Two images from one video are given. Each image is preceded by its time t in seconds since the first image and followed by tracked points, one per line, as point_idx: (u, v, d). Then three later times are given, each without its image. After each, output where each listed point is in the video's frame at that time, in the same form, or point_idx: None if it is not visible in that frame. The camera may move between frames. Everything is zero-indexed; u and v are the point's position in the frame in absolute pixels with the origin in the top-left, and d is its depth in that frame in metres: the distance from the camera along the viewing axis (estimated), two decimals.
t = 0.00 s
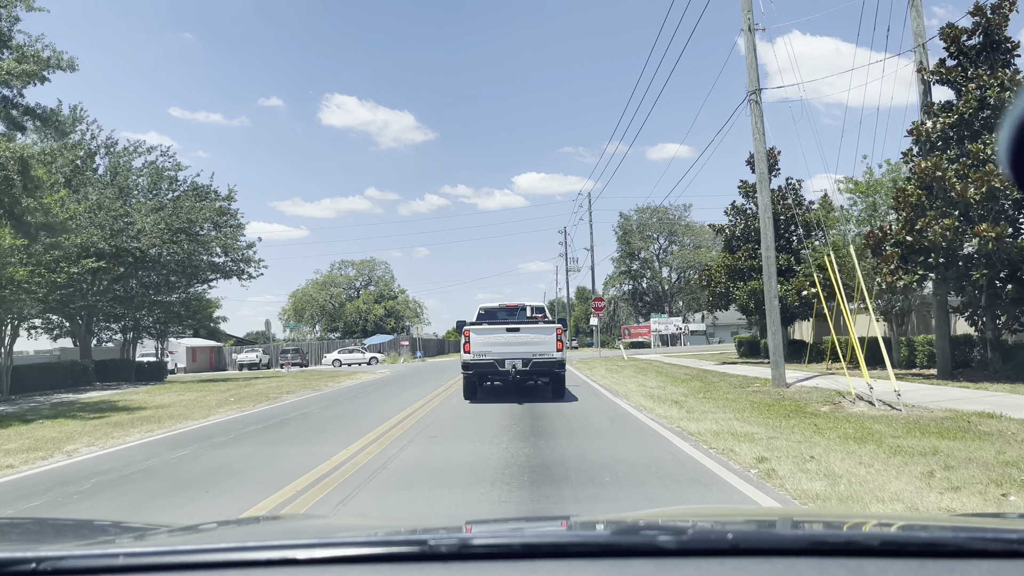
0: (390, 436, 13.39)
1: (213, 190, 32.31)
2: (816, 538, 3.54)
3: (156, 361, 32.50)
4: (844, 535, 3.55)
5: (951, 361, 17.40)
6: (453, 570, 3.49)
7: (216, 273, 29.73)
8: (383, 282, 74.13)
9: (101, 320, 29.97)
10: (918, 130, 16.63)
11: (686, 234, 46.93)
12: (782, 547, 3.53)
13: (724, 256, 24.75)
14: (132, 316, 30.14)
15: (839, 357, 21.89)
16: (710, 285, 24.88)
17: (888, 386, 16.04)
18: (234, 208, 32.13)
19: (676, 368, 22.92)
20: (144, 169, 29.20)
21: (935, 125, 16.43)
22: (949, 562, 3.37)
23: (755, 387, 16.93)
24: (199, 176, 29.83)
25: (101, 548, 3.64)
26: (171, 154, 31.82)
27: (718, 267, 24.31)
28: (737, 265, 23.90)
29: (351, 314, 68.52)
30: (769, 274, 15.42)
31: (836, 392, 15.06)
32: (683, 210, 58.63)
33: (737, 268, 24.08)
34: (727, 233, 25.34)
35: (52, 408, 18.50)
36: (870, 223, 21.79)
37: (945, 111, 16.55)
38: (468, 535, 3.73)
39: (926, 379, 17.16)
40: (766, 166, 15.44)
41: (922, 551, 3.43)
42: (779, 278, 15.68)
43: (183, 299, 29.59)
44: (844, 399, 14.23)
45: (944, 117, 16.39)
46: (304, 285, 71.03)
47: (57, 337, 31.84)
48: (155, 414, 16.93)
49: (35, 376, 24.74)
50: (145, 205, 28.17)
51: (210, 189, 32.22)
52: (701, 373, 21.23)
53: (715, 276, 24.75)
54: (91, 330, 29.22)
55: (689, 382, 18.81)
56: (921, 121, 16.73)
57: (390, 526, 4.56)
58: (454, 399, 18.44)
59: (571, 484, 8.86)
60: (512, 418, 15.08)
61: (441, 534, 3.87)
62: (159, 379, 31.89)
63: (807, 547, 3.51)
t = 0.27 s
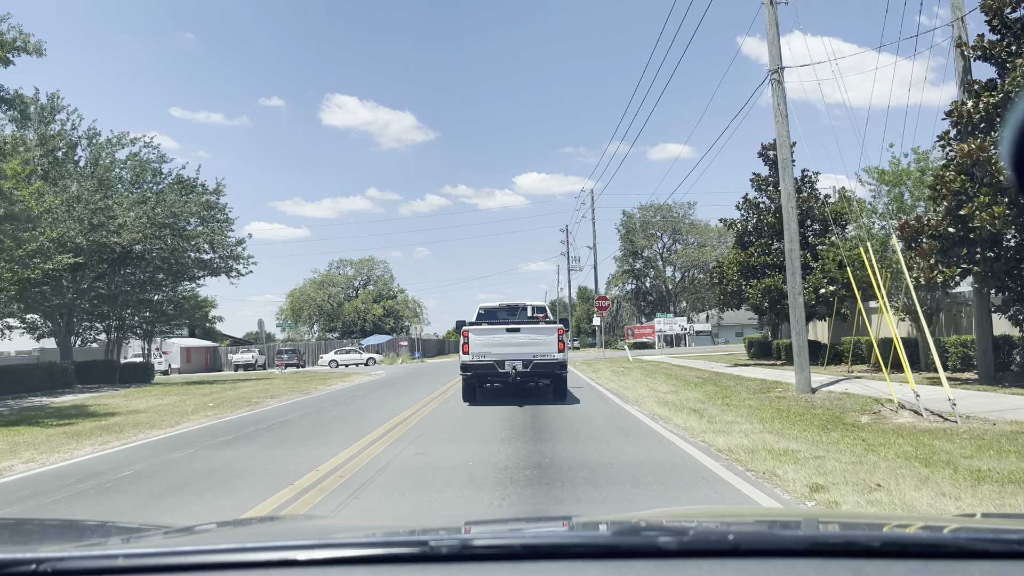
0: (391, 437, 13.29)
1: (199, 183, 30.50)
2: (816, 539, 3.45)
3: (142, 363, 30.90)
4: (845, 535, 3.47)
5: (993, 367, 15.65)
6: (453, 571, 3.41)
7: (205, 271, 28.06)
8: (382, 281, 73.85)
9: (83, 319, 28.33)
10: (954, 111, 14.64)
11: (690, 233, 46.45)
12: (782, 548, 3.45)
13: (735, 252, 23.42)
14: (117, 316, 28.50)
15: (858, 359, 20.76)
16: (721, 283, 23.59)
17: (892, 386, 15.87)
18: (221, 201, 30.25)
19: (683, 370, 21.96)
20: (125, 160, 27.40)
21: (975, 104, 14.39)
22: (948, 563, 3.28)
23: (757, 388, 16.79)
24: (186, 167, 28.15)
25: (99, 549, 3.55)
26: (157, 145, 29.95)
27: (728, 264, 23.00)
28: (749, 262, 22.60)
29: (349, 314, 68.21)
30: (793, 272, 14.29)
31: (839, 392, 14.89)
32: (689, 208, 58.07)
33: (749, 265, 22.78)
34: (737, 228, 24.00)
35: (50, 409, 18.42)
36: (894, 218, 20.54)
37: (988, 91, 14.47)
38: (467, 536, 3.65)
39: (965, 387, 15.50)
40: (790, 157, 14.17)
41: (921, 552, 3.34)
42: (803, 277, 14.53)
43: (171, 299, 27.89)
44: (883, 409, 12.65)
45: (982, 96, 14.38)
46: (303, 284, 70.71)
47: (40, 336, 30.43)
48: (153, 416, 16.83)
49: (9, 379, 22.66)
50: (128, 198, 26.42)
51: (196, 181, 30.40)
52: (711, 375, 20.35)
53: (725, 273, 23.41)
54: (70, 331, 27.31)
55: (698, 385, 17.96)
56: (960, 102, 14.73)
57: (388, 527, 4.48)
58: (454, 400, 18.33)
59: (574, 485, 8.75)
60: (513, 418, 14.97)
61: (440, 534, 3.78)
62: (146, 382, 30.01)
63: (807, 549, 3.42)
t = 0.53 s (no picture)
0: (393, 436, 13.46)
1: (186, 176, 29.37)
2: (815, 537, 3.63)
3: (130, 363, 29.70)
4: (845, 534, 3.65)
5: None
6: (454, 570, 3.58)
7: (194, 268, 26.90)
8: (381, 280, 73.88)
9: (67, 319, 27.15)
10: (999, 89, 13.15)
11: (694, 231, 46.20)
12: (781, 547, 3.63)
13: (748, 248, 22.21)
14: (101, 316, 27.21)
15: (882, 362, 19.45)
16: (732, 281, 22.35)
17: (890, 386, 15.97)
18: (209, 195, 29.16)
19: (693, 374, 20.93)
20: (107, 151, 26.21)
21: None
22: (949, 562, 3.46)
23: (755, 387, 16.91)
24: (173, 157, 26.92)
25: (99, 548, 3.73)
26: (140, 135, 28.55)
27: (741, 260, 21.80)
28: (764, 259, 21.29)
29: (347, 313, 68.14)
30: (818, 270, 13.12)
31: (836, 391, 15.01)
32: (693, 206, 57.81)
33: (762, 263, 21.55)
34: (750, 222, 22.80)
35: (53, 408, 18.59)
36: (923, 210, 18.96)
37: None
38: (470, 535, 3.83)
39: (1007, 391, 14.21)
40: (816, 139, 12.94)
41: (922, 550, 3.52)
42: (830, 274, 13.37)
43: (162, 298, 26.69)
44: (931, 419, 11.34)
45: None
46: (301, 283, 70.61)
47: (22, 335, 29.22)
48: (157, 415, 17.01)
49: None
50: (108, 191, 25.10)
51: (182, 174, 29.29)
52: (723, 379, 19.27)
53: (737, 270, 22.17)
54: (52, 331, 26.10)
55: (710, 389, 16.91)
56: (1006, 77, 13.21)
57: (391, 525, 4.66)
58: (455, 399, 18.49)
59: (573, 484, 8.90)
60: (513, 417, 15.12)
61: (443, 533, 3.96)
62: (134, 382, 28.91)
63: (807, 546, 3.61)
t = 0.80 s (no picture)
0: (394, 436, 13.49)
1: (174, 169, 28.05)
2: (814, 538, 3.66)
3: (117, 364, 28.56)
4: (844, 534, 3.68)
5: None
6: (454, 570, 3.61)
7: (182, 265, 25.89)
8: (381, 280, 73.87)
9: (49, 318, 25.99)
10: None
11: (697, 230, 46.05)
12: (781, 547, 3.66)
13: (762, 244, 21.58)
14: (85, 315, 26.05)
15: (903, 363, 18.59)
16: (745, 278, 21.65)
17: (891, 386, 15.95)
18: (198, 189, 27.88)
19: (703, 376, 20.23)
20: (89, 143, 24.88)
21: None
22: (948, 562, 3.49)
23: (756, 387, 16.90)
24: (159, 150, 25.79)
25: (99, 548, 3.76)
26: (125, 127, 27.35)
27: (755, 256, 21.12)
28: (779, 255, 20.61)
29: (346, 313, 68.07)
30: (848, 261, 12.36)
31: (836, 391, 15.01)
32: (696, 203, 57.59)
33: (777, 259, 20.86)
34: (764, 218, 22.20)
35: (52, 408, 18.60)
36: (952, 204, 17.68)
37: None
38: (470, 535, 3.86)
39: None
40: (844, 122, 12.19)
41: (921, 550, 3.55)
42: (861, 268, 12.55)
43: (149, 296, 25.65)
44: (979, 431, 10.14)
45: None
46: (299, 282, 70.53)
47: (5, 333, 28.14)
48: (156, 414, 17.03)
49: None
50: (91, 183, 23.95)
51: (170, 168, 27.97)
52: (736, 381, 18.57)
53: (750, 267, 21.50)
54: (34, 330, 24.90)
55: (724, 392, 16.25)
56: None
57: (392, 525, 4.69)
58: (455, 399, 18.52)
59: (575, 484, 8.92)
60: (513, 417, 15.14)
61: (443, 533, 3.99)
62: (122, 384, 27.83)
63: (807, 547, 3.63)
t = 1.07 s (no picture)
0: (394, 437, 13.41)
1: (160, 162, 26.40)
2: (816, 539, 3.55)
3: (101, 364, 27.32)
4: (845, 535, 3.57)
5: None
6: (453, 571, 3.50)
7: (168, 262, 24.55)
8: (380, 279, 73.76)
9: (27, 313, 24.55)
10: None
11: (701, 228, 45.72)
12: (782, 548, 3.55)
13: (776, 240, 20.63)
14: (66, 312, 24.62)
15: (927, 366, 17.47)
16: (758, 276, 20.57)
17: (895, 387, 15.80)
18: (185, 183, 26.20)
19: (714, 378, 19.33)
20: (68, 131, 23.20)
21: None
22: (949, 563, 3.38)
23: (758, 387, 16.76)
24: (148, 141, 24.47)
25: (98, 549, 3.65)
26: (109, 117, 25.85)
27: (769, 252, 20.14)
28: (794, 250, 19.60)
29: (344, 313, 67.84)
30: (881, 255, 11.24)
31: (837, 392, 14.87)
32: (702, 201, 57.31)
33: (792, 255, 19.86)
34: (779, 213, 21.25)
35: (49, 408, 18.48)
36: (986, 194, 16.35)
37: None
38: (469, 535, 3.75)
39: None
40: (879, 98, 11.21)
41: (923, 551, 3.44)
42: (896, 262, 11.38)
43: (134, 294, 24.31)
44: None
45: None
46: (297, 281, 70.26)
47: None
48: (153, 414, 16.92)
49: None
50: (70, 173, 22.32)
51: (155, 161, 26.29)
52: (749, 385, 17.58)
53: (764, 263, 20.55)
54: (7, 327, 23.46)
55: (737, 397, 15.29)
56: None
57: (393, 525, 4.59)
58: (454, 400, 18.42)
59: (576, 484, 8.85)
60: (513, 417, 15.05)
61: (441, 533, 3.88)
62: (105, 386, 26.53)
63: (808, 548, 3.53)
